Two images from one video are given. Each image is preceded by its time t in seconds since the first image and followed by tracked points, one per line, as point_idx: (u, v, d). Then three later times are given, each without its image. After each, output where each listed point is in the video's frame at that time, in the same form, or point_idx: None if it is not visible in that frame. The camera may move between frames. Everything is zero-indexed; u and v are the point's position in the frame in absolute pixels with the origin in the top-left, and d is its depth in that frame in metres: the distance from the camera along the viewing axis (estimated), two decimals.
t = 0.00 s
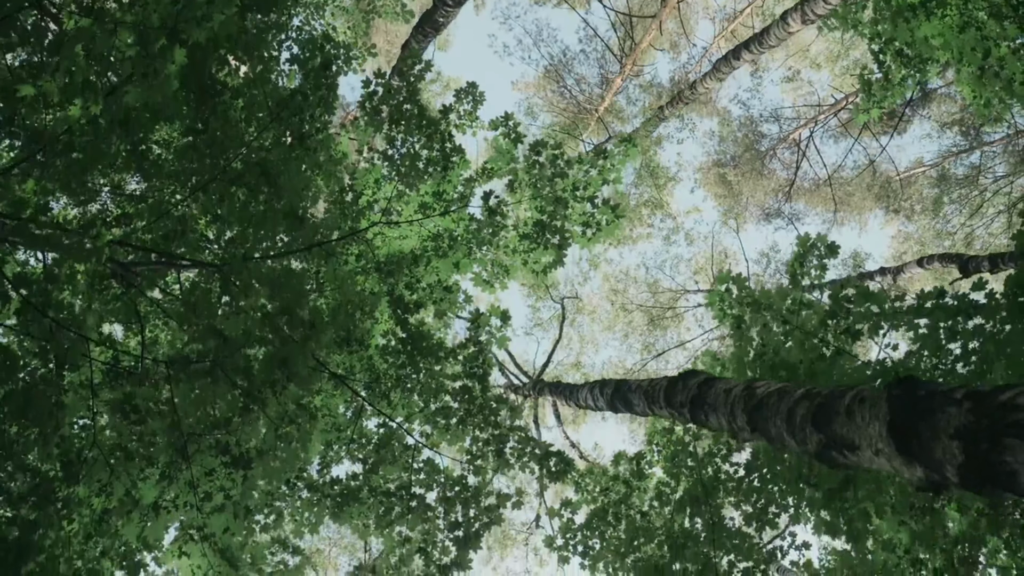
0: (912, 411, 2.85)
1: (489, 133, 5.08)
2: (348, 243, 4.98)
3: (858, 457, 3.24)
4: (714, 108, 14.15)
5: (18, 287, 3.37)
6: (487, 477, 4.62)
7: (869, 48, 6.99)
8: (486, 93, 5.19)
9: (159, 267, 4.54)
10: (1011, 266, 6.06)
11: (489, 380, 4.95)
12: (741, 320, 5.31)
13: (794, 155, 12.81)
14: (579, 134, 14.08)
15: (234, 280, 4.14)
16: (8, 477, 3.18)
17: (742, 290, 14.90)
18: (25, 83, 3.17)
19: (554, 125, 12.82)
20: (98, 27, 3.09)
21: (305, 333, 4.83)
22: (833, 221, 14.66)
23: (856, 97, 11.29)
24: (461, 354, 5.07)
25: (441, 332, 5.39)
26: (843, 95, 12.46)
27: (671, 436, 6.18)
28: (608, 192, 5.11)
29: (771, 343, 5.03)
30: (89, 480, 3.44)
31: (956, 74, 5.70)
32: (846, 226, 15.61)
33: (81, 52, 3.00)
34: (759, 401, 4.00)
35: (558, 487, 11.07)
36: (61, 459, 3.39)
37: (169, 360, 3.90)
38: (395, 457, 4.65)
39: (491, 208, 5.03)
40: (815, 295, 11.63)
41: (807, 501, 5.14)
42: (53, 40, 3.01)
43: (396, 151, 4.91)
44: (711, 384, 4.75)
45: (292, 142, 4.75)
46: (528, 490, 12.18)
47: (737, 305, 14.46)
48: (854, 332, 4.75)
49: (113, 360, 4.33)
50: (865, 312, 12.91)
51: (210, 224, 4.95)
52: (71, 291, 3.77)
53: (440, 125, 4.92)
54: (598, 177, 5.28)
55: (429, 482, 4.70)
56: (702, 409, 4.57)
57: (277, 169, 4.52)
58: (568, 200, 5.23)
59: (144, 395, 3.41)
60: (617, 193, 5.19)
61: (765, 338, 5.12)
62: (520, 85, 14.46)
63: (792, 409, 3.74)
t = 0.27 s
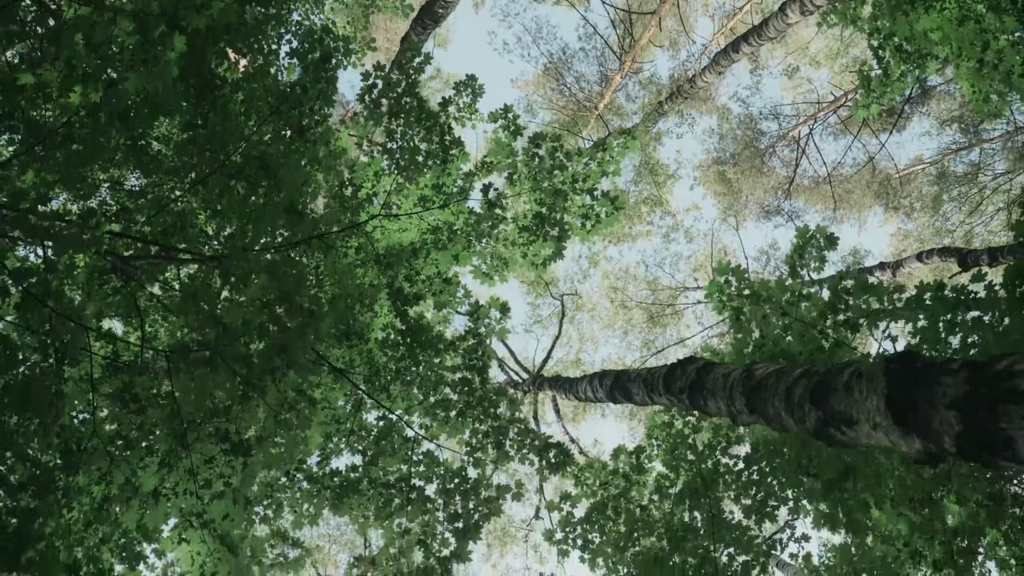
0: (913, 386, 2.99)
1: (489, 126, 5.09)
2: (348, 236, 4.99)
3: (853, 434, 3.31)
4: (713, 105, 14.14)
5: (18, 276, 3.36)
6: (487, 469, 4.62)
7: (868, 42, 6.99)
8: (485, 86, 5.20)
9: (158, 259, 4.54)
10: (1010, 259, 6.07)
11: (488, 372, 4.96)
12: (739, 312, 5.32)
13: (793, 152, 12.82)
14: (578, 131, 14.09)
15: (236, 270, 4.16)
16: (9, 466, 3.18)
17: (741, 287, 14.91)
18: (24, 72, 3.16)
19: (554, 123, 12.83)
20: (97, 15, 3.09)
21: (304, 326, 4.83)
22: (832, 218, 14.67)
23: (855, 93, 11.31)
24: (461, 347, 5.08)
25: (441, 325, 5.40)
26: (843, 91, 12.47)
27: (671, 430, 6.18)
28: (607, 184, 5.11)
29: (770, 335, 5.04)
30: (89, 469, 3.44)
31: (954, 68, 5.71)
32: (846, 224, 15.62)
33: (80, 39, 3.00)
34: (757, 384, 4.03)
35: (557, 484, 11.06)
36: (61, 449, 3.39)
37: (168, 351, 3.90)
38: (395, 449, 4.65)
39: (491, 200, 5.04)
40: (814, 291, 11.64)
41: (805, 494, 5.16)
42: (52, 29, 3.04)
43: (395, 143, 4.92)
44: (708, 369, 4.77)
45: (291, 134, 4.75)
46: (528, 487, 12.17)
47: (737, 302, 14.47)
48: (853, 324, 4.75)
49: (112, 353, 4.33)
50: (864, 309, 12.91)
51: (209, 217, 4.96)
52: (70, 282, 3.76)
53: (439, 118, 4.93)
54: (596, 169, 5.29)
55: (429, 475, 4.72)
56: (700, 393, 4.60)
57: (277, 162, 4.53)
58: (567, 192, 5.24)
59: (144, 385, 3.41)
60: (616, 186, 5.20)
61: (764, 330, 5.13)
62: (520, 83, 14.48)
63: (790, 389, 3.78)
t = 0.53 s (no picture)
0: (909, 353, 3.03)
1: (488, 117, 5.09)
2: (348, 227, 5.00)
3: (852, 404, 3.38)
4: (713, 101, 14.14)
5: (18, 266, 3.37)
6: (486, 459, 4.64)
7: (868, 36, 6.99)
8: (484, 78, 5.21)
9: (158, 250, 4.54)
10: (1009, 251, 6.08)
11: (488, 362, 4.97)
12: (738, 303, 5.34)
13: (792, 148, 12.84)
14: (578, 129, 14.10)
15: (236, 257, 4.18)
16: (8, 454, 3.19)
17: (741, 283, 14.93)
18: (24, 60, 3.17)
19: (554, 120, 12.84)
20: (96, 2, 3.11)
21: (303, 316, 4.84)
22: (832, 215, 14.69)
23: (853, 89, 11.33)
24: (461, 338, 5.09)
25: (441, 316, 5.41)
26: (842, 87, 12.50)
27: (670, 422, 6.20)
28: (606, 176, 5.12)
29: (768, 326, 5.05)
30: (89, 457, 3.45)
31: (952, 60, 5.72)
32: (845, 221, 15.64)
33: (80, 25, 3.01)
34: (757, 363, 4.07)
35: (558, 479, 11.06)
36: (61, 437, 3.40)
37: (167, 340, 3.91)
38: (395, 439, 4.67)
39: (490, 191, 5.05)
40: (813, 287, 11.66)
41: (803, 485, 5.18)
42: (52, 16, 3.06)
43: (395, 135, 4.93)
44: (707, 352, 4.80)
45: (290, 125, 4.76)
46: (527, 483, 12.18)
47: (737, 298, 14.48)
48: (851, 314, 4.76)
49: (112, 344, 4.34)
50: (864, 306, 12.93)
51: (210, 209, 4.97)
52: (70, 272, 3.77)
53: (438, 109, 4.95)
54: (595, 160, 5.30)
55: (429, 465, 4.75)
56: (699, 374, 4.64)
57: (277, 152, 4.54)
58: (566, 182, 5.26)
59: (143, 373, 3.42)
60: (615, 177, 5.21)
61: (763, 321, 5.14)
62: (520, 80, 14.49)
63: (789, 364, 3.83)
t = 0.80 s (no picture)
0: (906, 318, 3.13)
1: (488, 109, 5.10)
2: (348, 219, 5.01)
3: (849, 375, 3.44)
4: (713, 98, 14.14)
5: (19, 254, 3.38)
6: (486, 449, 4.65)
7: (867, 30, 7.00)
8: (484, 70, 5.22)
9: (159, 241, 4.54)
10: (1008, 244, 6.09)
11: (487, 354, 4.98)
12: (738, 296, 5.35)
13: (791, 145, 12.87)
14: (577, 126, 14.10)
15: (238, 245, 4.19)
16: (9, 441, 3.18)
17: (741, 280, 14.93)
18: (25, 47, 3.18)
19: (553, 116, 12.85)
20: None
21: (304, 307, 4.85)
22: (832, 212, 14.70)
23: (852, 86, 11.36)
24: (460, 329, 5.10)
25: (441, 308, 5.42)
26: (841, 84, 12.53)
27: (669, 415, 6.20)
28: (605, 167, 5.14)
29: (767, 317, 5.06)
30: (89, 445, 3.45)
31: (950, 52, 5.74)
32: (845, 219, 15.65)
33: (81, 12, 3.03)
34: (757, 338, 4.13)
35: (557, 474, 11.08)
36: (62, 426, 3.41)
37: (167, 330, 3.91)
38: (395, 430, 4.67)
39: (489, 183, 5.07)
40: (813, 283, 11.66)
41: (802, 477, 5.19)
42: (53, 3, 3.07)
43: (395, 127, 4.95)
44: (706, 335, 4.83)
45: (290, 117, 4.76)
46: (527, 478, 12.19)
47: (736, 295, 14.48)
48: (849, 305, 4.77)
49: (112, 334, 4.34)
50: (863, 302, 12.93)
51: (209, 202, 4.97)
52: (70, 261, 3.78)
53: (438, 101, 4.96)
54: (595, 152, 5.30)
55: (428, 457, 4.76)
56: (699, 356, 4.67)
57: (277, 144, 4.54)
58: (566, 174, 5.27)
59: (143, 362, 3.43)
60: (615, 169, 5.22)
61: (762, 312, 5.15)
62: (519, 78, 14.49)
63: (788, 338, 3.89)
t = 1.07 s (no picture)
0: (904, 292, 3.13)
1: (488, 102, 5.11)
2: (348, 211, 5.01)
3: (846, 354, 3.43)
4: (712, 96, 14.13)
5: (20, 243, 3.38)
6: (485, 440, 4.66)
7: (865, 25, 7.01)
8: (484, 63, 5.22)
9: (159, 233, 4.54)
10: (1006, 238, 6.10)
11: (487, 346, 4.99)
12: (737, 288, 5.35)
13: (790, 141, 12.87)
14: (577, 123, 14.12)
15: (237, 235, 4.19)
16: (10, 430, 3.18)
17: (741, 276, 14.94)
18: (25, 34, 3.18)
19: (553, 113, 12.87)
20: None
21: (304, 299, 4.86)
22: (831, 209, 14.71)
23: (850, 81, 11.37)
24: (460, 321, 5.11)
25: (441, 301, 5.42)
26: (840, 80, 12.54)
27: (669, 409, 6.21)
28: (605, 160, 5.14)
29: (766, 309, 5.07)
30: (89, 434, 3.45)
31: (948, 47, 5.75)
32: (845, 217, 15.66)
33: None
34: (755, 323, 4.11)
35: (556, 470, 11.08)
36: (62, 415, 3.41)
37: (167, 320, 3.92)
38: (395, 422, 4.67)
39: (489, 176, 5.08)
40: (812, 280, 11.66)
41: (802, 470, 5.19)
42: None
43: (396, 120, 4.96)
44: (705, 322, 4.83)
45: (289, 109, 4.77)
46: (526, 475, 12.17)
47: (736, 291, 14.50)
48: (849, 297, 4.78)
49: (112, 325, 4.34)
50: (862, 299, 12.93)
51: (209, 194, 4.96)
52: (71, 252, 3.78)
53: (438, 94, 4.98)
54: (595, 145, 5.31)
55: (428, 449, 4.76)
56: (699, 343, 4.67)
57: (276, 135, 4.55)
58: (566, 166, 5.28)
59: (143, 351, 3.43)
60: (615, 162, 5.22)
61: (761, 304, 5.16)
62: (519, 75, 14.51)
63: (786, 321, 3.88)
